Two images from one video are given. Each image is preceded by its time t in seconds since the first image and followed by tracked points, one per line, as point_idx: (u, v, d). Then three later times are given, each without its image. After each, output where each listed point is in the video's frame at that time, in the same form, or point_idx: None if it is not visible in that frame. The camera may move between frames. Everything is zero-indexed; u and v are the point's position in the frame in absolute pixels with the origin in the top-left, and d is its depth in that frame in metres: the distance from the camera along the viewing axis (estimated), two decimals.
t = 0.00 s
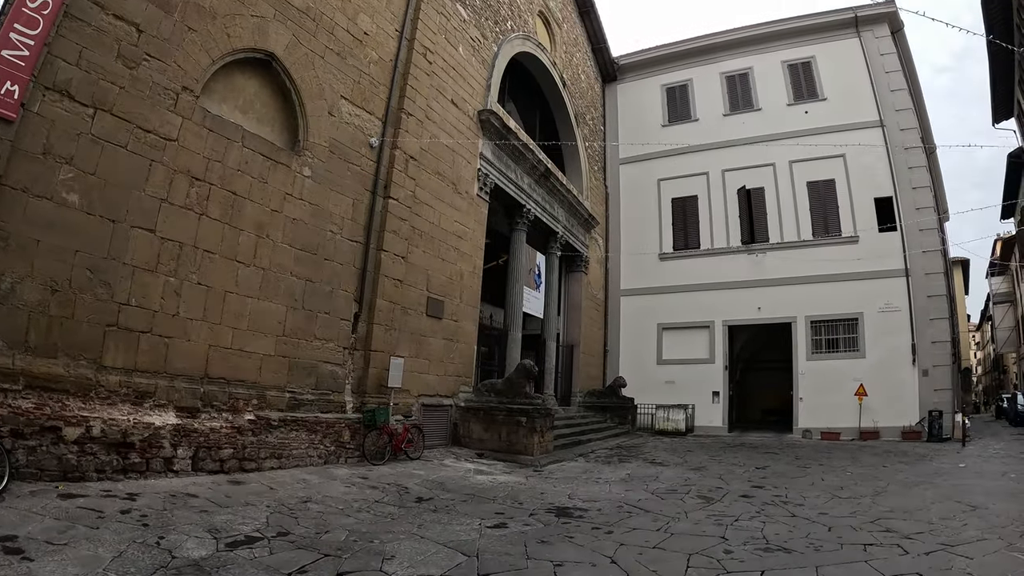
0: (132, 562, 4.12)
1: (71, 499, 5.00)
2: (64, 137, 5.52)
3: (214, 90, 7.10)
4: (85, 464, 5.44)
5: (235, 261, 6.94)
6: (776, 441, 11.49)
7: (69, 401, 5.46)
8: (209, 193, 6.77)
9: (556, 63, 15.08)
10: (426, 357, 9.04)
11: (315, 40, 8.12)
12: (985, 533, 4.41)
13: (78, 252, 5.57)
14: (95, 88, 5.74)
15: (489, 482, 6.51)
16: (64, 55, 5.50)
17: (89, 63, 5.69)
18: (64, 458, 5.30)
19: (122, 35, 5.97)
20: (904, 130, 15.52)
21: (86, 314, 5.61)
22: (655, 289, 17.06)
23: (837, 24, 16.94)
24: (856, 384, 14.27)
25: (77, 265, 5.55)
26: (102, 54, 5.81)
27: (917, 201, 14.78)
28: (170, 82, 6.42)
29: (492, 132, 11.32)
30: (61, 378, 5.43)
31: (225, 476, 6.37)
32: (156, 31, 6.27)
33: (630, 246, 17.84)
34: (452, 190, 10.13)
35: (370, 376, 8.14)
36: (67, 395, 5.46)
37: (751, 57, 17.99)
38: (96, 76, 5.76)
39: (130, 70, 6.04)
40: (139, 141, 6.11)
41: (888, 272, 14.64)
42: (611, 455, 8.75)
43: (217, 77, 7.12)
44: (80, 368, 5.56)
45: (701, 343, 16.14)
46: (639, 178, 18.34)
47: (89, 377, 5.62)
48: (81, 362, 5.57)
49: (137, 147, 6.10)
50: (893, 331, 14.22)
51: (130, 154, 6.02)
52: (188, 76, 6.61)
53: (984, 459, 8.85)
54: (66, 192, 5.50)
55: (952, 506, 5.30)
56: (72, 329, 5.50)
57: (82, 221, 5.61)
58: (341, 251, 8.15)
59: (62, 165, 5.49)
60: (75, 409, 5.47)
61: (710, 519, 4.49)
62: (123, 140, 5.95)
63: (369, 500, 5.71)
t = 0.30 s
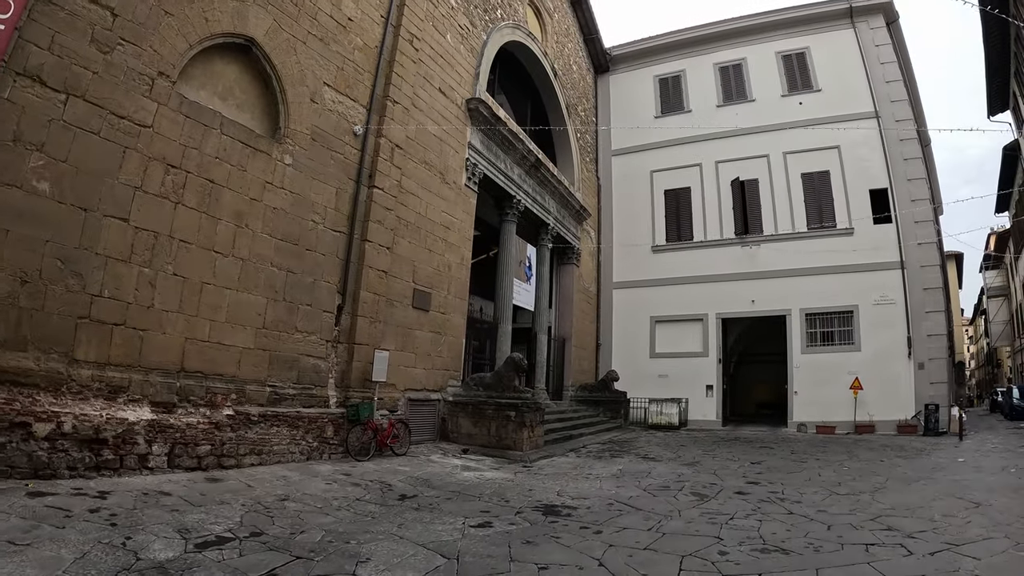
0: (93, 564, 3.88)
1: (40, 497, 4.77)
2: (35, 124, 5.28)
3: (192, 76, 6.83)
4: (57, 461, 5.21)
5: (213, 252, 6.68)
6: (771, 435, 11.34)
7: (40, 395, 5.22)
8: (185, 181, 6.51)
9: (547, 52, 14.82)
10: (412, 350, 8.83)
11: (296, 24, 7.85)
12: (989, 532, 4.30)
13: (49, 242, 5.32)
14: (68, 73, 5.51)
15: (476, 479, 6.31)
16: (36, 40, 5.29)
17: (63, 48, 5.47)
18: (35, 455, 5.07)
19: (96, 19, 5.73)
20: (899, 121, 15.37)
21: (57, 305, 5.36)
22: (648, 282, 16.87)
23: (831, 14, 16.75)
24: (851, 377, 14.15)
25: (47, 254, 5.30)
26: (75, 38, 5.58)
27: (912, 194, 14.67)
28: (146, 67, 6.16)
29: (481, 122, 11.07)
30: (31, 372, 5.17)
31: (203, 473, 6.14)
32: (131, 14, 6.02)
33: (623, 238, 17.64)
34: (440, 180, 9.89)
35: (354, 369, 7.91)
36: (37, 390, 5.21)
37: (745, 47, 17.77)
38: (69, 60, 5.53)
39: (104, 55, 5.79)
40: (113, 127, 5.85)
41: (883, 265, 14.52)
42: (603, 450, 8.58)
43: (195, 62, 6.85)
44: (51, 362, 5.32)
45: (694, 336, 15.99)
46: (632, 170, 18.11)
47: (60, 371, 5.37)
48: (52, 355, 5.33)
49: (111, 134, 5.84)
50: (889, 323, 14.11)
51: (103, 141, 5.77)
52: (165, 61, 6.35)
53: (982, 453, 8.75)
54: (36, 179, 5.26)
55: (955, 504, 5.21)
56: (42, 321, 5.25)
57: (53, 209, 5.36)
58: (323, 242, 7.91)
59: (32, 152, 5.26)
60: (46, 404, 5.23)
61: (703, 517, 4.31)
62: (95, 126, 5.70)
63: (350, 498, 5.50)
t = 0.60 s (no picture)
0: (58, 573, 3.65)
1: (12, 502, 4.55)
2: (11, 115, 5.06)
3: (175, 65, 6.58)
4: (32, 464, 4.98)
5: (196, 247, 6.44)
6: (772, 433, 11.15)
7: (16, 396, 4.99)
8: (167, 174, 6.26)
9: (543, 45, 14.56)
10: (404, 348, 8.59)
11: (283, 13, 7.59)
12: (1004, 538, 4.09)
13: (25, 237, 5.08)
14: (46, 63, 5.29)
15: (468, 481, 6.09)
16: (14, 29, 5.10)
17: (41, 38, 5.26)
18: (10, 458, 4.84)
19: (75, 7, 5.50)
20: (901, 115, 15.14)
21: (33, 302, 5.12)
22: (647, 278, 16.64)
23: (832, 7, 16.51)
24: (853, 375, 13.95)
25: (23, 250, 5.06)
26: (54, 28, 5.36)
27: (914, 188, 14.45)
28: (126, 56, 5.91)
29: (476, 114, 10.82)
30: (5, 371, 4.93)
31: (185, 476, 5.91)
32: (111, 2, 5.79)
33: (622, 234, 17.41)
34: (433, 174, 9.64)
35: (343, 368, 7.66)
36: (13, 390, 4.97)
37: (744, 41, 17.53)
38: (48, 50, 5.31)
39: (84, 45, 5.56)
40: (92, 118, 5.62)
41: (885, 261, 14.30)
42: (601, 450, 8.36)
43: (179, 52, 6.60)
44: (26, 361, 5.08)
45: (693, 333, 15.78)
46: (631, 166, 17.87)
47: (36, 371, 5.13)
48: (28, 354, 5.09)
49: (90, 126, 5.61)
50: (891, 320, 13.90)
51: (81, 132, 5.53)
52: (146, 50, 6.10)
53: (988, 453, 8.55)
54: (11, 171, 5.03)
55: (966, 508, 4.97)
56: (17, 318, 5.02)
57: (28, 203, 5.12)
58: (312, 237, 7.66)
59: (7, 143, 5.02)
60: (22, 405, 5.00)
61: (705, 524, 4.09)
62: (73, 118, 5.47)
63: (336, 502, 5.27)
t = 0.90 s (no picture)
0: None
1: None
2: None
3: (157, 54, 6.35)
4: (4, 464, 4.76)
5: (177, 239, 6.21)
6: (771, 431, 10.96)
7: None
8: (147, 164, 6.02)
9: (539, 38, 14.32)
10: (395, 344, 8.37)
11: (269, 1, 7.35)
12: (1017, 543, 3.89)
13: None
14: (22, 51, 5.05)
15: (458, 482, 5.87)
16: None
17: (18, 25, 5.02)
18: None
19: None
20: (901, 109, 14.92)
21: (6, 296, 4.88)
22: (644, 275, 16.44)
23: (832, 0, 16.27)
24: (854, 372, 13.76)
25: None
26: (30, 14, 5.12)
27: (916, 183, 14.24)
28: (106, 44, 5.68)
29: (469, 107, 10.59)
30: None
31: (164, 476, 5.70)
32: None
33: (619, 230, 17.19)
34: (425, 166, 9.41)
35: (330, 365, 7.44)
36: None
37: (742, 34, 17.29)
38: (24, 38, 5.07)
39: (62, 33, 5.34)
40: (69, 108, 5.39)
41: (886, 256, 14.10)
42: (597, 449, 8.15)
43: (161, 40, 6.37)
44: None
45: (692, 330, 15.58)
46: (628, 161, 17.64)
47: (10, 367, 4.90)
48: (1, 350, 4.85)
49: (67, 115, 5.38)
50: (892, 316, 13.70)
51: (58, 122, 5.31)
52: (127, 39, 5.88)
53: (992, 452, 8.35)
54: None
55: (975, 510, 4.76)
56: None
57: (2, 195, 4.88)
58: (298, 230, 7.43)
59: None
60: None
61: (704, 528, 3.88)
62: (50, 106, 5.24)
63: (318, 504, 5.05)
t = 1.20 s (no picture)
0: None
1: None
2: None
3: (137, 40, 6.12)
4: None
5: (155, 230, 5.97)
6: (769, 430, 10.77)
7: None
8: (125, 153, 5.79)
9: (535, 30, 14.06)
10: (384, 340, 8.14)
11: None
12: None
13: None
14: None
15: (446, 482, 5.65)
16: None
17: None
18: None
19: None
20: (902, 104, 14.69)
21: None
22: (642, 271, 16.22)
23: None
24: (854, 370, 13.56)
25: None
26: None
27: (917, 179, 14.02)
28: (83, 29, 5.48)
29: (462, 98, 10.33)
30: None
31: (140, 475, 5.47)
32: None
33: (616, 225, 16.96)
34: (415, 158, 9.17)
35: (316, 361, 7.19)
36: None
37: (741, 28, 17.04)
38: None
39: (38, 18, 5.16)
40: (44, 94, 5.19)
41: (887, 253, 13.90)
42: (591, 448, 7.93)
43: (141, 25, 6.14)
44: None
45: (689, 327, 15.38)
46: (626, 155, 17.41)
47: None
48: None
49: (42, 102, 5.18)
50: (892, 313, 13.51)
51: (32, 109, 5.11)
52: (106, 24, 5.67)
53: (996, 452, 8.16)
54: None
55: (983, 515, 4.56)
56: None
57: None
58: (282, 221, 7.19)
59: None
60: None
61: (700, 534, 3.67)
62: (24, 93, 5.04)
63: (296, 506, 4.83)
